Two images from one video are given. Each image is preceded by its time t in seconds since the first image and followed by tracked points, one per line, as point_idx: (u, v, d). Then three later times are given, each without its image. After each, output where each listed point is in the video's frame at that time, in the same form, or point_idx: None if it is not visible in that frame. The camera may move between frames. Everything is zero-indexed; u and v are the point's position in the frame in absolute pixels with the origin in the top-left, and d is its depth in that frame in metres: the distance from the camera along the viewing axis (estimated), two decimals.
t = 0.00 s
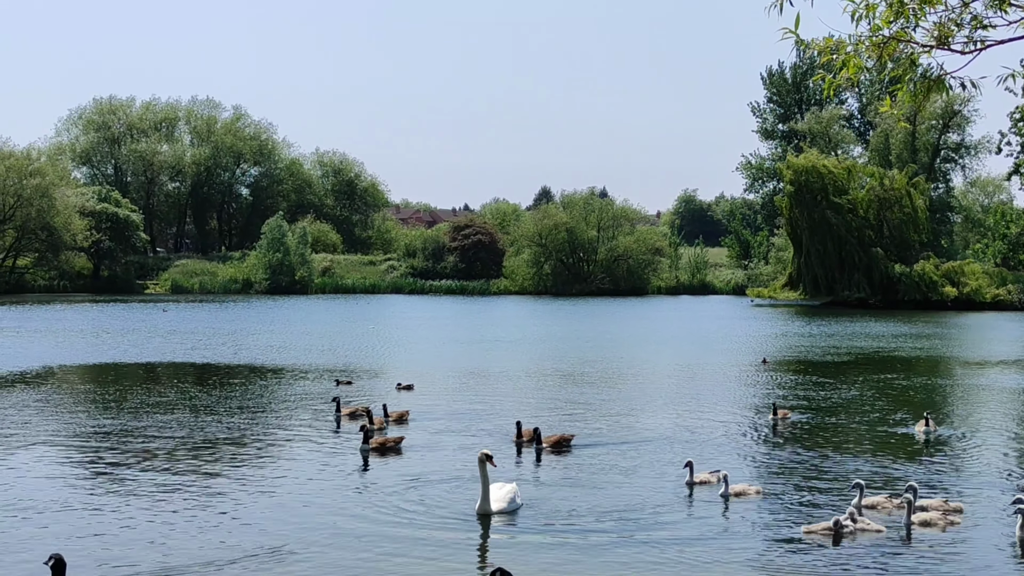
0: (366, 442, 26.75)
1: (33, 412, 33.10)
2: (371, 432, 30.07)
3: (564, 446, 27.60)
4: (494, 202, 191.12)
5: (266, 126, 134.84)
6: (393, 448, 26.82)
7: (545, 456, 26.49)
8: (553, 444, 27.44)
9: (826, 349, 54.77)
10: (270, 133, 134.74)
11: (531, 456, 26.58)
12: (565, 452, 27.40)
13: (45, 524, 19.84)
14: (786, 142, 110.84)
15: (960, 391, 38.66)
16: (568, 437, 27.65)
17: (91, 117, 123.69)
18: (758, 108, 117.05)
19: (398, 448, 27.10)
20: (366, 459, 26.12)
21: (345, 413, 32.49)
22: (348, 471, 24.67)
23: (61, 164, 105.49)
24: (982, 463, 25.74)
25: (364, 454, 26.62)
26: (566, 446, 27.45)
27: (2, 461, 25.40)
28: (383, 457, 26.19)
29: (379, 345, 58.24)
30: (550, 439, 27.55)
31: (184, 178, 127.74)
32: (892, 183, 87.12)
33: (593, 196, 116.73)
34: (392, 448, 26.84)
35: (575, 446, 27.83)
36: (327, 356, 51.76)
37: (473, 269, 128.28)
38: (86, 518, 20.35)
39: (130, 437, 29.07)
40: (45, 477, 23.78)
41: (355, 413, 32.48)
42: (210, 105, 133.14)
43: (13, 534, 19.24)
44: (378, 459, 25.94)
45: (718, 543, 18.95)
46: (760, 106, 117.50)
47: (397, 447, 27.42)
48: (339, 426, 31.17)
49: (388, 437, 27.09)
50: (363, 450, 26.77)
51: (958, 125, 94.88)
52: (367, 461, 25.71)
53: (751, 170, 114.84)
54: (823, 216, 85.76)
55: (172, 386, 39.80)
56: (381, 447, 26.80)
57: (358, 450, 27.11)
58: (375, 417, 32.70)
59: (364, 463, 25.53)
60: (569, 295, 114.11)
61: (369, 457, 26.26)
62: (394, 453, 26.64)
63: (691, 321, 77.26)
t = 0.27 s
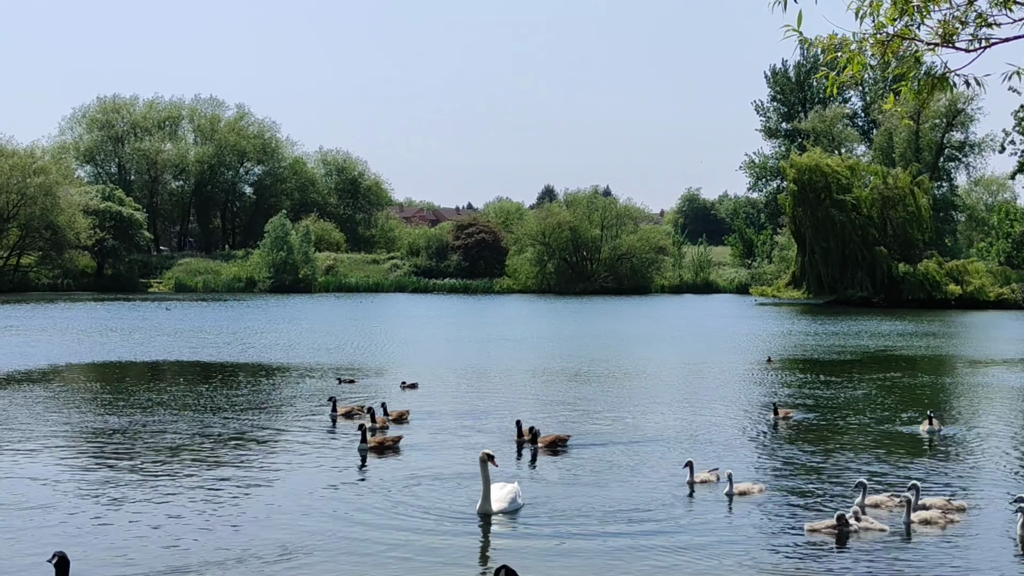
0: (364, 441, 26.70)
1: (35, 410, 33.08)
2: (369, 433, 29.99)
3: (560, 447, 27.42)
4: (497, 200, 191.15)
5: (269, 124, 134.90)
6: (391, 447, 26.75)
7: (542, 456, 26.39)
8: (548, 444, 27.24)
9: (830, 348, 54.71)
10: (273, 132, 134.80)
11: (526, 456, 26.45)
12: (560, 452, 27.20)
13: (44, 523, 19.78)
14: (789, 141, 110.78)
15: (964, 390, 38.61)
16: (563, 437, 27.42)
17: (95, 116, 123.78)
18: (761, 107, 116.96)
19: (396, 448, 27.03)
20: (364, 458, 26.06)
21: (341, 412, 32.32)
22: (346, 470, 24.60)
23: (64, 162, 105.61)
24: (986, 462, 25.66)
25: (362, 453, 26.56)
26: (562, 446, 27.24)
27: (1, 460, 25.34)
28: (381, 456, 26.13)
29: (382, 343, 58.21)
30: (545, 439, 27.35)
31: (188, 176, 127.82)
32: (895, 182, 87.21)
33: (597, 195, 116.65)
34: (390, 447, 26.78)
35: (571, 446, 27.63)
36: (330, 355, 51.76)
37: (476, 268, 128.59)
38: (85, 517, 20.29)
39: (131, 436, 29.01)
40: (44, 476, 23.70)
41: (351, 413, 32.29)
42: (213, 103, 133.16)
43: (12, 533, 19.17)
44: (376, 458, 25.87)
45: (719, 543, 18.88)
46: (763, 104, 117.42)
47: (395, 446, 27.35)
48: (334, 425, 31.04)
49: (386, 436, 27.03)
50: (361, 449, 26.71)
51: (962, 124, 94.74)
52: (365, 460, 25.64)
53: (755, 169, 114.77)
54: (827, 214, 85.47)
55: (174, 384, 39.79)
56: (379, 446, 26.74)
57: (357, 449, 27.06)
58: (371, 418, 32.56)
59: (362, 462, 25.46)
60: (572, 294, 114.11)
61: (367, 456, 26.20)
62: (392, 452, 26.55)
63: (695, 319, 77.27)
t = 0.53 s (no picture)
0: (365, 440, 26.66)
1: (39, 408, 33.13)
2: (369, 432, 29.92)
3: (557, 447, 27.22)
4: (502, 198, 191.19)
5: (275, 122, 134.95)
6: (391, 446, 26.70)
7: (541, 455, 26.31)
8: (544, 444, 27.07)
9: (837, 347, 54.58)
10: (280, 130, 134.88)
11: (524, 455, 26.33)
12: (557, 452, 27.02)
13: (44, 522, 19.73)
14: (795, 140, 110.69)
15: (972, 389, 38.49)
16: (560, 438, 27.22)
17: (101, 114, 123.87)
18: (767, 105, 116.80)
19: (397, 446, 26.97)
20: (364, 457, 26.03)
21: (339, 411, 32.17)
22: (346, 469, 24.55)
23: (71, 160, 105.77)
24: (992, 462, 25.54)
25: (363, 452, 26.53)
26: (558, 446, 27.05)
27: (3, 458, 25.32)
28: (381, 455, 26.11)
29: (388, 341, 58.22)
30: (542, 439, 27.16)
31: (194, 174, 127.93)
32: (902, 180, 87.05)
33: (602, 192, 116.60)
34: (390, 446, 26.73)
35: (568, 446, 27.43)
36: (336, 353, 51.79)
37: (481, 266, 128.69)
38: (86, 516, 20.24)
39: (134, 434, 28.98)
40: (46, 474, 23.66)
41: (350, 411, 32.13)
42: (219, 101, 133.24)
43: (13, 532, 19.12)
44: (376, 457, 25.84)
45: (724, 543, 18.78)
46: (769, 102, 117.29)
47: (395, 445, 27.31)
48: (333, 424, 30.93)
49: (386, 435, 26.98)
50: (361, 448, 26.67)
51: (968, 122, 94.56)
52: (365, 459, 25.61)
53: (760, 167, 114.68)
54: (833, 213, 85.26)
55: (180, 382, 39.85)
56: (380, 445, 26.70)
57: (357, 448, 27.05)
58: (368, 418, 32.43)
59: (362, 460, 25.43)
60: (577, 292, 114.14)
61: (367, 455, 26.17)
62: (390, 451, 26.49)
63: (700, 318, 77.32)
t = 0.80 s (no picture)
0: (366, 438, 26.68)
1: (43, 405, 33.19)
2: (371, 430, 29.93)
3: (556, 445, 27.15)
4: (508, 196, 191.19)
5: (282, 120, 134.99)
6: (392, 444, 26.71)
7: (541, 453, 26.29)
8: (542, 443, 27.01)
9: (844, 345, 54.48)
10: (286, 128, 134.90)
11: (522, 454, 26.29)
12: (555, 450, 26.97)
13: (47, 520, 19.73)
14: (802, 138, 110.54)
15: (980, 388, 38.32)
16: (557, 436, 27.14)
17: (108, 112, 123.93)
18: (774, 103, 116.69)
19: (398, 444, 26.96)
20: (365, 455, 26.06)
21: (338, 409, 32.13)
22: (348, 467, 24.54)
23: (77, 158, 105.84)
24: (998, 461, 25.38)
25: (364, 450, 26.55)
26: (556, 446, 26.97)
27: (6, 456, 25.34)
28: (383, 453, 26.13)
29: (394, 339, 58.25)
30: (540, 437, 27.10)
31: (200, 172, 128.02)
32: (908, 178, 87.20)
33: (609, 190, 116.52)
34: (392, 444, 26.74)
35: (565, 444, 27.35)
36: (342, 350, 51.86)
37: (488, 264, 128.64)
38: (87, 514, 20.24)
39: (138, 432, 29.01)
40: (49, 472, 23.68)
41: (348, 410, 32.09)
42: (226, 99, 133.28)
43: (14, 530, 19.13)
44: (377, 455, 25.85)
45: (727, 542, 18.73)
46: (775, 100, 117.17)
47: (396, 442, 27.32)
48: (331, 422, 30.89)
49: (388, 433, 26.98)
50: (362, 446, 26.70)
51: (975, 120, 94.42)
52: (366, 457, 25.62)
53: (767, 165, 114.54)
54: (839, 211, 85.33)
55: (185, 380, 39.92)
56: (381, 443, 26.71)
57: (358, 446, 27.07)
58: (365, 416, 32.37)
59: (363, 458, 25.45)
60: (583, 291, 114.09)
61: (368, 453, 26.18)
62: (391, 449, 26.50)
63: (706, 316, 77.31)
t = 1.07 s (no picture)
0: (370, 435, 26.58)
1: (54, 402, 33.26)
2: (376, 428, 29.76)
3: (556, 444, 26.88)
4: (518, 193, 191.27)
5: (292, 117, 135.12)
6: (397, 442, 26.49)
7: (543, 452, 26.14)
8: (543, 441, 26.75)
9: (856, 341, 54.31)
10: (296, 125, 135.03)
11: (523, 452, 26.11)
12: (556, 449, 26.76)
13: (54, 518, 19.69)
14: (812, 134, 110.39)
15: (992, 386, 38.07)
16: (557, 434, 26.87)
17: (118, 109, 124.16)
18: (784, 100, 116.54)
19: (402, 442, 26.77)
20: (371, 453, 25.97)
21: (340, 407, 31.95)
22: (352, 465, 24.43)
23: (88, 155, 106.09)
24: (1008, 460, 25.19)
25: (368, 448, 26.47)
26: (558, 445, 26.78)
27: (16, 453, 25.36)
28: (387, 450, 26.07)
29: (405, 336, 58.28)
30: (541, 434, 26.99)
31: (211, 169, 128.28)
32: (919, 175, 86.99)
33: (618, 187, 116.48)
34: (396, 442, 26.52)
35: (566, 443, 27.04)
36: (353, 348, 51.95)
37: (498, 261, 128.61)
38: (95, 512, 20.21)
39: (147, 429, 29.00)
40: (57, 470, 23.65)
41: (351, 408, 31.89)
42: (236, 96, 133.45)
43: (23, 527, 19.08)
44: (381, 453, 25.77)
45: (737, 541, 18.63)
46: (786, 97, 117.05)
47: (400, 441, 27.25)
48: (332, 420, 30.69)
49: (392, 431, 26.76)
50: (367, 444, 26.55)
51: (986, 117, 94.09)
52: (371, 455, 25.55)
53: (777, 162, 114.36)
54: (848, 208, 85.55)
55: (197, 376, 40.05)
56: (385, 441, 26.50)
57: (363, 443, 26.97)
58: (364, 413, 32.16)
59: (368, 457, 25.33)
60: (593, 288, 114.07)
61: (372, 450, 26.13)
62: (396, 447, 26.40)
63: (715, 313, 77.30)
